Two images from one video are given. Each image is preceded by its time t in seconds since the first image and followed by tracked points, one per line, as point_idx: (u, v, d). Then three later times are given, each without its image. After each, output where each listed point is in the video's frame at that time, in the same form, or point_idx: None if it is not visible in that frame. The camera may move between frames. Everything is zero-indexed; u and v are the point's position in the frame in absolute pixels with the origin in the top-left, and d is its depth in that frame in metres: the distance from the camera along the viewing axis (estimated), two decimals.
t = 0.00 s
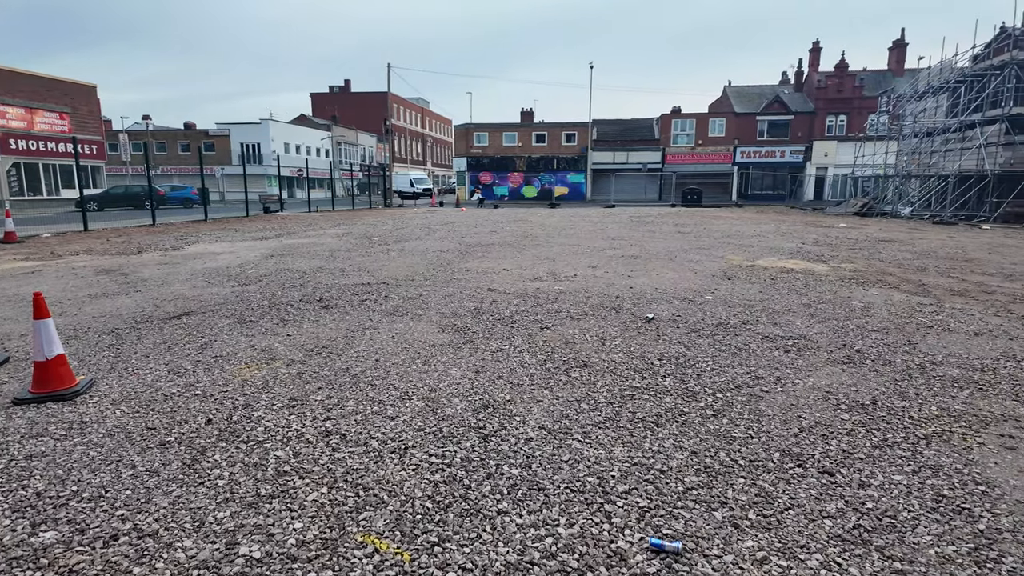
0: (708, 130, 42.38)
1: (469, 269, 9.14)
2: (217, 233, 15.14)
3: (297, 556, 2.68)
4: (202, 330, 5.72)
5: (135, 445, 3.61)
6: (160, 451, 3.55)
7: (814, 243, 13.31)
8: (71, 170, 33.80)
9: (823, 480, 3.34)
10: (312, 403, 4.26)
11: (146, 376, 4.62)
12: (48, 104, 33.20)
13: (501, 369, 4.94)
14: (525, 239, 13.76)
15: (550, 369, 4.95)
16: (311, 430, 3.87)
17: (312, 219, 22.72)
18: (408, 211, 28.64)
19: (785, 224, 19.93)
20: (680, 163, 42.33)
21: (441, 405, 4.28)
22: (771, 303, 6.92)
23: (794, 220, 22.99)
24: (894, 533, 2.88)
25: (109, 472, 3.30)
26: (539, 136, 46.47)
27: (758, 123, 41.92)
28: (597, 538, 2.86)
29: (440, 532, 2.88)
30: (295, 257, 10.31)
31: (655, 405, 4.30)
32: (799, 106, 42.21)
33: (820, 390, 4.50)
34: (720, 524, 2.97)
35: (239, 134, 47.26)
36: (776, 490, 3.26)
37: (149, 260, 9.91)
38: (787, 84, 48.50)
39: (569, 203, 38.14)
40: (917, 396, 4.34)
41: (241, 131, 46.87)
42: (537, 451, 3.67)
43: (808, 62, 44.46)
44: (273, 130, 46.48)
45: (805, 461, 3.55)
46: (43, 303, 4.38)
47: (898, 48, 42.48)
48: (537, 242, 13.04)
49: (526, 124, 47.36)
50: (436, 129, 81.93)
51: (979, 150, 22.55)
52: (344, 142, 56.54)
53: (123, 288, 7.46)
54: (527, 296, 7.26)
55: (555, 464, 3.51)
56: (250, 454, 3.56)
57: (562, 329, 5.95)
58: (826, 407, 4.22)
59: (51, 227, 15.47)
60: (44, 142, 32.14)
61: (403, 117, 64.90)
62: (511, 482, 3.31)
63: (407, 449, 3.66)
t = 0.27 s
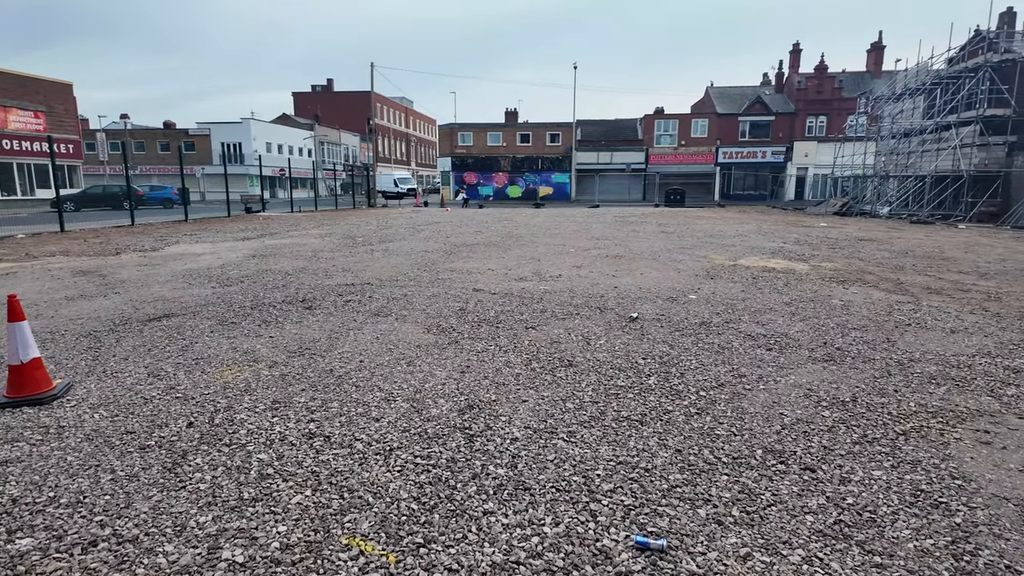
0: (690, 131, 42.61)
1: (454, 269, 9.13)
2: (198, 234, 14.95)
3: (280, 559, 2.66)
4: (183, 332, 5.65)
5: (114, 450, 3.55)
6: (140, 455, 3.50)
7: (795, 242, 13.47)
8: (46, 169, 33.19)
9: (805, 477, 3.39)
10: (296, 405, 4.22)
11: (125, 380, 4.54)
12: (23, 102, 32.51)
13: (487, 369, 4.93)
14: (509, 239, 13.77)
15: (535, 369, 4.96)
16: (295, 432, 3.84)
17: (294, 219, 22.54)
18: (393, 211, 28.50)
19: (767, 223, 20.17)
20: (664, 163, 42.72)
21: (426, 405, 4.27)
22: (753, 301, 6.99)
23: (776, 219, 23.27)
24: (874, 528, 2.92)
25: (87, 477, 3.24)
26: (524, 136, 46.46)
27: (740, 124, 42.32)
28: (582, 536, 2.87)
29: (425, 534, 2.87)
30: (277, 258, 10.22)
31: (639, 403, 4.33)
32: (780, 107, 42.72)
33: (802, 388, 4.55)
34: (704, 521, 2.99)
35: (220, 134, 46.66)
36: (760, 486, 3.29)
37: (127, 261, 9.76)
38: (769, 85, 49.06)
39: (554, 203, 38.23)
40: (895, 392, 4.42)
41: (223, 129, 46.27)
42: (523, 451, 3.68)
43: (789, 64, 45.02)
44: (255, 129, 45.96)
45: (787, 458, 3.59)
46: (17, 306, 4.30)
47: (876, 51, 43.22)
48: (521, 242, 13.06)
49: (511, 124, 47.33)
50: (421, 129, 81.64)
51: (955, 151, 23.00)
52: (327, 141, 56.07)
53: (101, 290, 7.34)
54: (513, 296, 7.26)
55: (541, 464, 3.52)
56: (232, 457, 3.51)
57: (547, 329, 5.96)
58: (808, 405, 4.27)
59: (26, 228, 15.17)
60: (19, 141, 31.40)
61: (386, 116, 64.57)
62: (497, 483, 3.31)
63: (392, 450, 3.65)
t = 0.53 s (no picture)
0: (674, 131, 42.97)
1: (440, 269, 9.12)
2: (180, 234, 14.77)
3: (265, 563, 2.63)
4: (164, 334, 5.57)
5: (94, 454, 3.49)
6: (121, 459, 3.44)
7: (778, 242, 13.63)
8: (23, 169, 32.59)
9: (789, 473, 3.42)
10: (280, 407, 4.19)
11: (105, 382, 4.47)
12: None
13: (473, 369, 4.93)
14: (495, 239, 13.76)
15: (522, 369, 4.96)
16: (279, 435, 3.80)
17: (278, 219, 22.35)
18: (378, 211, 28.36)
19: (751, 223, 20.36)
20: (648, 164, 43.15)
21: (412, 406, 4.25)
22: (737, 300, 7.06)
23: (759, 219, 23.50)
24: (856, 523, 2.96)
25: (66, 482, 3.19)
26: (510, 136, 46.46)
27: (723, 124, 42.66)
28: (569, 535, 2.88)
29: (412, 535, 2.85)
30: (261, 258, 10.14)
31: (626, 402, 4.35)
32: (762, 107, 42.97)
33: (786, 386, 4.61)
34: (689, 519, 3.01)
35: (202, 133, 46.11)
36: (744, 484, 3.32)
37: (107, 262, 9.62)
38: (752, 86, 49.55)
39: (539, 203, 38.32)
40: (876, 389, 4.48)
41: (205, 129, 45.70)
42: (509, 451, 3.67)
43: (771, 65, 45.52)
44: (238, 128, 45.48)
45: (770, 456, 3.63)
46: None
47: (856, 53, 43.85)
48: (507, 243, 13.06)
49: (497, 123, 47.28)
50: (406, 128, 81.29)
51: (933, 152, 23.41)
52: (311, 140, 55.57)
53: (81, 292, 7.22)
54: (499, 296, 7.25)
55: (527, 464, 3.52)
56: (215, 460, 3.47)
57: (534, 329, 5.96)
58: (790, 402, 4.32)
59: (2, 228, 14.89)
60: None
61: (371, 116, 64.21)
62: (484, 483, 3.31)
63: (378, 451, 3.63)
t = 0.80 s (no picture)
0: (659, 132, 43.50)
1: (426, 269, 9.10)
2: (160, 235, 14.55)
3: (249, 567, 2.60)
4: (145, 336, 5.49)
5: (73, 459, 3.43)
6: (101, 463, 3.39)
7: (762, 241, 13.77)
8: None
9: (773, 470, 3.46)
10: (265, 409, 4.15)
11: (84, 386, 4.39)
12: None
13: (460, 370, 4.91)
14: (481, 239, 13.76)
15: (508, 369, 4.96)
16: (264, 437, 3.77)
17: (261, 219, 22.10)
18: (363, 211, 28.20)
19: (735, 223, 20.54)
20: (633, 164, 42.69)
21: (398, 408, 4.23)
22: (721, 299, 7.13)
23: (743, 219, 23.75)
24: (839, 519, 3.00)
25: (45, 487, 3.13)
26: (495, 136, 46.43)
27: (707, 124, 43.02)
28: (555, 535, 2.88)
29: (398, 537, 2.84)
30: (244, 259, 10.03)
31: (612, 401, 4.37)
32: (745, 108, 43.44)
33: (769, 383, 4.66)
34: (675, 516, 3.03)
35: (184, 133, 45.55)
36: (729, 481, 3.36)
37: (86, 263, 9.45)
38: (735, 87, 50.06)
39: (525, 203, 38.35)
40: (857, 386, 4.55)
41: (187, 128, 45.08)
42: (496, 451, 3.67)
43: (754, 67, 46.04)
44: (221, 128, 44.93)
45: (754, 453, 3.66)
46: None
47: (836, 55, 44.52)
48: (494, 243, 13.05)
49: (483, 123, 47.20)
50: (391, 128, 80.88)
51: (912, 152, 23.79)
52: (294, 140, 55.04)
53: (59, 293, 7.09)
54: (486, 297, 7.25)
55: (514, 464, 3.52)
56: (199, 463, 3.43)
57: (520, 329, 5.97)
58: (774, 400, 4.37)
59: None
60: None
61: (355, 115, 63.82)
62: (471, 483, 3.30)
63: (364, 453, 3.61)
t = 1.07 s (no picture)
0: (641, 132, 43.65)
1: (410, 270, 9.07)
2: (138, 236, 14.30)
3: (230, 571, 2.57)
4: (122, 339, 5.40)
5: (48, 464, 3.35)
6: (77, 469, 3.32)
7: (743, 241, 13.93)
8: None
9: (754, 467, 3.50)
10: (246, 412, 4.10)
11: (59, 391, 4.30)
12: None
13: (444, 370, 4.90)
14: (465, 239, 13.74)
15: (493, 369, 4.95)
16: (245, 440, 3.72)
17: (241, 219, 21.82)
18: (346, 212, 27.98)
19: (717, 222, 20.73)
20: (616, 164, 43.22)
21: (382, 409, 4.21)
22: (703, 298, 7.19)
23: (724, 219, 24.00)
24: (819, 514, 3.04)
25: (18, 494, 3.06)
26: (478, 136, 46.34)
27: (689, 125, 43.41)
28: (540, 534, 2.89)
29: (382, 539, 2.82)
30: (225, 260, 9.90)
31: (595, 400, 4.39)
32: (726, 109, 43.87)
33: (750, 381, 4.72)
34: (658, 514, 3.05)
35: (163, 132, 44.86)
36: (711, 478, 3.39)
37: (60, 265, 9.26)
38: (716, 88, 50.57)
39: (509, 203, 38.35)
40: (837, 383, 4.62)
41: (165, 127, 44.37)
42: (480, 451, 3.67)
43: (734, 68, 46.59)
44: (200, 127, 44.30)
45: (736, 450, 3.70)
46: None
47: (814, 56, 45.21)
48: (478, 243, 13.03)
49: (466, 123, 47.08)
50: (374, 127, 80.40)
51: (888, 153, 24.22)
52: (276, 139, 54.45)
53: (33, 296, 6.93)
54: (470, 297, 7.24)
55: (498, 464, 3.52)
56: (178, 468, 3.38)
57: (504, 329, 5.97)
58: (755, 397, 4.42)
59: None
60: None
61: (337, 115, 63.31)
62: (455, 484, 3.29)
63: (347, 455, 3.58)
